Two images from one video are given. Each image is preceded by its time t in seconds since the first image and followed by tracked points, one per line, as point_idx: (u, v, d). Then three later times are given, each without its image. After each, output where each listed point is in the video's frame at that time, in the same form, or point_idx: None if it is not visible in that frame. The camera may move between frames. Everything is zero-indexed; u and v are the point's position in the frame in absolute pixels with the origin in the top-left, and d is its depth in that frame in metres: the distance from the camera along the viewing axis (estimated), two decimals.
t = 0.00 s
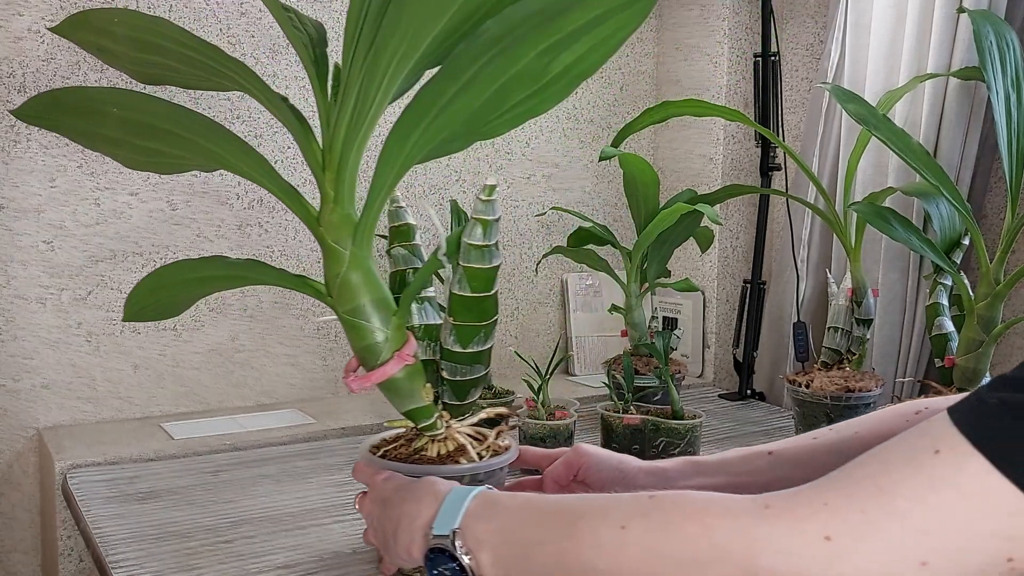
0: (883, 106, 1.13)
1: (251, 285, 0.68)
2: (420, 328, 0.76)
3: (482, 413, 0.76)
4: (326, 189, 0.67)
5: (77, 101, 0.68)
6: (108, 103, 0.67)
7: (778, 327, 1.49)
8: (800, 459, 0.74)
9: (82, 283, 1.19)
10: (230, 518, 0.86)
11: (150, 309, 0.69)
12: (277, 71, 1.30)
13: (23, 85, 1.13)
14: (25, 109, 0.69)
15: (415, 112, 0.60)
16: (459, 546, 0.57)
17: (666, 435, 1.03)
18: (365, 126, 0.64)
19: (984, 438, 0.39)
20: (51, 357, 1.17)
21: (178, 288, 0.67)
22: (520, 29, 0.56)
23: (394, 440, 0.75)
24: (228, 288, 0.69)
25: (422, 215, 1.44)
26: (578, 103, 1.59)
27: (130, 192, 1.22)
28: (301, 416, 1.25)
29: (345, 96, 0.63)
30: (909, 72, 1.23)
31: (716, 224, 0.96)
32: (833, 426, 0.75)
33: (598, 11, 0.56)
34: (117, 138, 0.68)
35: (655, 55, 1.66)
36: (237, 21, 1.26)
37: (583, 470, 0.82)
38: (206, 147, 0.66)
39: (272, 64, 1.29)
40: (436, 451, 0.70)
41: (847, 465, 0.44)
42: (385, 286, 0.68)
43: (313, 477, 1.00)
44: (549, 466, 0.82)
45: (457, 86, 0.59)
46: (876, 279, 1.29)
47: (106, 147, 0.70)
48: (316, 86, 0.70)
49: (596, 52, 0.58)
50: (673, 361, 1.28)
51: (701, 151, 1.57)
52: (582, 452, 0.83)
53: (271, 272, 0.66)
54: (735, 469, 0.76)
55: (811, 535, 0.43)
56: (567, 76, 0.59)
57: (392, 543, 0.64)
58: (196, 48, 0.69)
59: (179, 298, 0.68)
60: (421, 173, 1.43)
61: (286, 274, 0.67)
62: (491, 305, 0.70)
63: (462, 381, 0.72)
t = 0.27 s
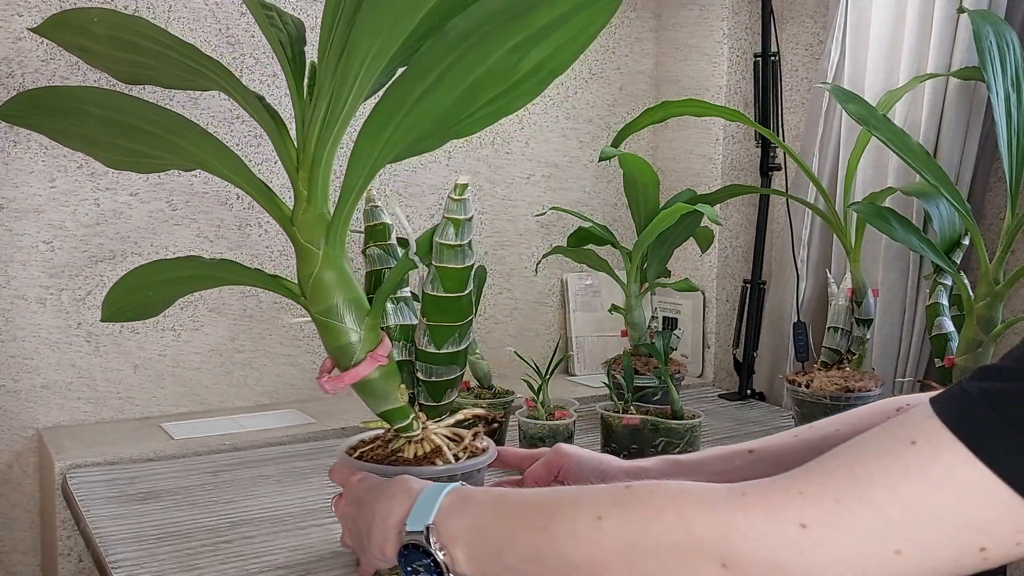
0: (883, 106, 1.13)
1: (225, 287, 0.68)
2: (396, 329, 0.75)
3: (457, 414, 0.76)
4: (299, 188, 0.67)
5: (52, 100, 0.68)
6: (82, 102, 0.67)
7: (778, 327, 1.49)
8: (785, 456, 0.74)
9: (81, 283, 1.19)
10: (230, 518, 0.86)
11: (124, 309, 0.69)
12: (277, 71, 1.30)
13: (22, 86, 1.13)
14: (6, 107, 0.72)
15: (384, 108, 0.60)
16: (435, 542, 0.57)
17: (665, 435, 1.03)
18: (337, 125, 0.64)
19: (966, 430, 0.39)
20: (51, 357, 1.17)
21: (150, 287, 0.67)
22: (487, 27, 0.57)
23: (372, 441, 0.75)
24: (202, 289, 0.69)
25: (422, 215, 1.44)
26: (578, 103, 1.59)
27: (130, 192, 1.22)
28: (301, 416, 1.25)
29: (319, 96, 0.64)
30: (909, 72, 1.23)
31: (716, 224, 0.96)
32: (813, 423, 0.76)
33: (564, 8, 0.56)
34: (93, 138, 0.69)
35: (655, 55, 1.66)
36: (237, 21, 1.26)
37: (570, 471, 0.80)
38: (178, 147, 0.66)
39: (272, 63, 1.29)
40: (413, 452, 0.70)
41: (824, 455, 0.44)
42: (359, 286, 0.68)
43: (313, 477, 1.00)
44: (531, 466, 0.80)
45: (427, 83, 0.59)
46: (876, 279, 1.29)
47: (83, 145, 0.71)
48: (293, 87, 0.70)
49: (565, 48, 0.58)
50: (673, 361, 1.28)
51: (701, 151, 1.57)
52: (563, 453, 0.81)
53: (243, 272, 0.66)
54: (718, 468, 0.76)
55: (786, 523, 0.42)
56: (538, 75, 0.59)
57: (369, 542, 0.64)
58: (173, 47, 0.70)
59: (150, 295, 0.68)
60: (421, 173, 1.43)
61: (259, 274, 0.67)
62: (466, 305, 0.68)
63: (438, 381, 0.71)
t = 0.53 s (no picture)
0: (883, 106, 1.13)
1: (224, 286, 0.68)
2: (397, 329, 0.74)
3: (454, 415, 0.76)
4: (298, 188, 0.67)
5: (50, 99, 0.68)
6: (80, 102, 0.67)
7: (778, 327, 1.49)
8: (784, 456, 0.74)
9: (83, 284, 1.19)
10: (232, 519, 0.86)
11: (122, 309, 0.69)
12: (278, 71, 1.30)
13: (23, 86, 1.13)
14: (4, 106, 0.71)
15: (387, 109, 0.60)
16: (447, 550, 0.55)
17: (666, 436, 1.03)
18: (337, 125, 0.64)
19: (976, 430, 0.39)
20: (53, 358, 1.17)
21: (147, 287, 0.67)
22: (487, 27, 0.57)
23: (371, 441, 0.75)
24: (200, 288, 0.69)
25: (423, 215, 1.44)
26: (578, 103, 1.59)
27: (131, 192, 1.22)
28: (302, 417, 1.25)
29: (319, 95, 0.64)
30: (909, 72, 1.24)
31: (716, 223, 0.95)
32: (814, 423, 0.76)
33: (564, 9, 0.56)
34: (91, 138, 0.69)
35: (656, 54, 1.66)
36: (238, 22, 1.26)
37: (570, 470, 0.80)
38: (177, 146, 0.66)
39: (273, 63, 1.29)
40: (412, 452, 0.70)
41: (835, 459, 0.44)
42: (358, 286, 0.68)
43: (316, 478, 1.00)
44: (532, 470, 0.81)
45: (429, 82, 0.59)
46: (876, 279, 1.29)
47: (81, 145, 0.71)
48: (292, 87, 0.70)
49: (567, 49, 0.58)
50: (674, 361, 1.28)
51: (701, 151, 1.57)
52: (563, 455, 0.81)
53: (243, 272, 0.67)
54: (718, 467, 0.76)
55: (801, 527, 0.42)
56: (539, 75, 0.59)
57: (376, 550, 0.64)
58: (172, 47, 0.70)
59: (148, 295, 0.68)
60: (423, 173, 1.43)
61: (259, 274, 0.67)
62: (466, 304, 0.68)
63: (438, 381, 0.71)
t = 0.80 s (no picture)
0: (883, 106, 1.13)
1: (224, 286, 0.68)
2: (397, 329, 0.74)
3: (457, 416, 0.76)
4: (298, 188, 0.67)
5: (50, 98, 0.68)
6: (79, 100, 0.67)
7: (778, 327, 1.48)
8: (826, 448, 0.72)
9: (82, 284, 1.19)
10: (232, 519, 0.86)
11: (123, 310, 0.69)
12: (278, 71, 1.29)
13: (23, 85, 1.13)
14: (4, 107, 0.71)
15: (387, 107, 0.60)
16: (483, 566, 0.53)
17: (666, 436, 1.03)
18: (337, 124, 0.64)
19: None
20: (52, 358, 1.17)
21: (149, 288, 0.67)
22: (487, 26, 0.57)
23: (372, 442, 0.75)
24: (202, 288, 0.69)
25: (423, 215, 1.43)
26: (579, 103, 1.59)
27: (131, 192, 1.22)
28: (302, 417, 1.25)
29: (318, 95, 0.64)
30: (909, 72, 1.24)
31: (717, 222, 0.95)
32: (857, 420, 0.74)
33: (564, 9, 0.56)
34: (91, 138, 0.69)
35: (656, 55, 1.66)
36: (237, 21, 1.26)
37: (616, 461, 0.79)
38: (177, 146, 0.66)
39: (273, 63, 1.29)
40: (413, 453, 0.70)
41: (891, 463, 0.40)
42: (359, 286, 0.68)
43: (316, 478, 1.00)
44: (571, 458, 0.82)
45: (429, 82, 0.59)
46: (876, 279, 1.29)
47: (81, 145, 0.71)
48: (292, 87, 0.70)
49: (569, 49, 0.58)
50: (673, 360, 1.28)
51: (701, 151, 1.57)
52: (601, 446, 0.81)
53: (244, 272, 0.67)
54: (759, 459, 0.75)
55: (846, 544, 0.38)
56: (539, 75, 0.59)
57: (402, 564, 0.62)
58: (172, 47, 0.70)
59: (149, 295, 0.68)
60: (423, 173, 1.43)
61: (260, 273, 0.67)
62: (468, 305, 0.68)
63: (438, 381, 0.71)
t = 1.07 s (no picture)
0: (883, 106, 1.13)
1: (224, 286, 0.68)
2: (396, 329, 0.74)
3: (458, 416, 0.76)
4: (298, 188, 0.67)
5: (50, 98, 0.68)
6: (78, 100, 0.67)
7: (778, 327, 1.48)
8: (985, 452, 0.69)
9: (83, 284, 1.19)
10: (232, 519, 0.86)
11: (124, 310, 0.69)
12: (278, 71, 1.30)
13: (23, 86, 1.13)
14: (4, 107, 0.71)
15: (387, 107, 0.60)
16: None
17: (666, 436, 1.03)
18: (337, 124, 0.64)
19: None
20: (52, 358, 1.17)
21: (149, 287, 0.67)
22: (487, 27, 0.57)
23: (371, 442, 0.75)
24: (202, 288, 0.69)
25: (422, 215, 1.44)
26: (578, 103, 1.59)
27: (131, 192, 1.22)
28: (302, 417, 1.25)
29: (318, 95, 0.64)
30: (909, 72, 1.24)
31: (716, 221, 0.95)
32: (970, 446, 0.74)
33: (564, 10, 0.56)
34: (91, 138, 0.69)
35: (655, 55, 1.66)
36: (237, 21, 1.26)
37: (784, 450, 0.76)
38: (177, 146, 0.66)
39: (273, 63, 1.29)
40: (413, 453, 0.70)
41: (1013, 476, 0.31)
42: (358, 286, 0.68)
43: (316, 477, 1.00)
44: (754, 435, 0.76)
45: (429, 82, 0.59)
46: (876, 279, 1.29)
47: (82, 145, 0.71)
48: (292, 87, 0.70)
49: (569, 50, 0.58)
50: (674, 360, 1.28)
51: (701, 151, 1.57)
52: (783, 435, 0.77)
53: (244, 271, 0.67)
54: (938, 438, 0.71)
55: None
56: (538, 75, 0.59)
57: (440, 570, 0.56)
58: (172, 46, 0.70)
59: (149, 295, 0.68)
60: (422, 173, 1.43)
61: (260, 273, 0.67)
62: (468, 305, 0.68)
63: (438, 382, 0.71)
